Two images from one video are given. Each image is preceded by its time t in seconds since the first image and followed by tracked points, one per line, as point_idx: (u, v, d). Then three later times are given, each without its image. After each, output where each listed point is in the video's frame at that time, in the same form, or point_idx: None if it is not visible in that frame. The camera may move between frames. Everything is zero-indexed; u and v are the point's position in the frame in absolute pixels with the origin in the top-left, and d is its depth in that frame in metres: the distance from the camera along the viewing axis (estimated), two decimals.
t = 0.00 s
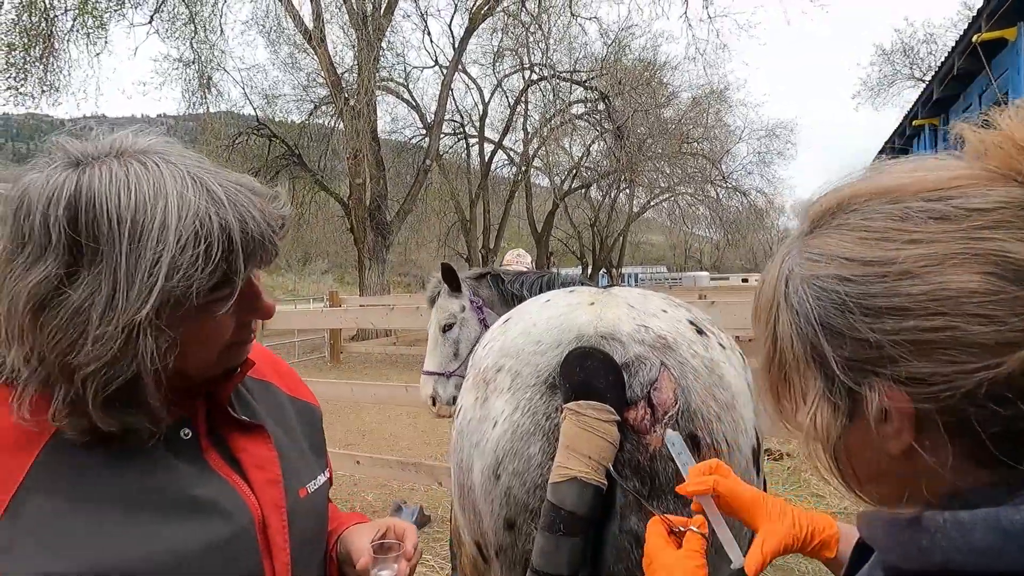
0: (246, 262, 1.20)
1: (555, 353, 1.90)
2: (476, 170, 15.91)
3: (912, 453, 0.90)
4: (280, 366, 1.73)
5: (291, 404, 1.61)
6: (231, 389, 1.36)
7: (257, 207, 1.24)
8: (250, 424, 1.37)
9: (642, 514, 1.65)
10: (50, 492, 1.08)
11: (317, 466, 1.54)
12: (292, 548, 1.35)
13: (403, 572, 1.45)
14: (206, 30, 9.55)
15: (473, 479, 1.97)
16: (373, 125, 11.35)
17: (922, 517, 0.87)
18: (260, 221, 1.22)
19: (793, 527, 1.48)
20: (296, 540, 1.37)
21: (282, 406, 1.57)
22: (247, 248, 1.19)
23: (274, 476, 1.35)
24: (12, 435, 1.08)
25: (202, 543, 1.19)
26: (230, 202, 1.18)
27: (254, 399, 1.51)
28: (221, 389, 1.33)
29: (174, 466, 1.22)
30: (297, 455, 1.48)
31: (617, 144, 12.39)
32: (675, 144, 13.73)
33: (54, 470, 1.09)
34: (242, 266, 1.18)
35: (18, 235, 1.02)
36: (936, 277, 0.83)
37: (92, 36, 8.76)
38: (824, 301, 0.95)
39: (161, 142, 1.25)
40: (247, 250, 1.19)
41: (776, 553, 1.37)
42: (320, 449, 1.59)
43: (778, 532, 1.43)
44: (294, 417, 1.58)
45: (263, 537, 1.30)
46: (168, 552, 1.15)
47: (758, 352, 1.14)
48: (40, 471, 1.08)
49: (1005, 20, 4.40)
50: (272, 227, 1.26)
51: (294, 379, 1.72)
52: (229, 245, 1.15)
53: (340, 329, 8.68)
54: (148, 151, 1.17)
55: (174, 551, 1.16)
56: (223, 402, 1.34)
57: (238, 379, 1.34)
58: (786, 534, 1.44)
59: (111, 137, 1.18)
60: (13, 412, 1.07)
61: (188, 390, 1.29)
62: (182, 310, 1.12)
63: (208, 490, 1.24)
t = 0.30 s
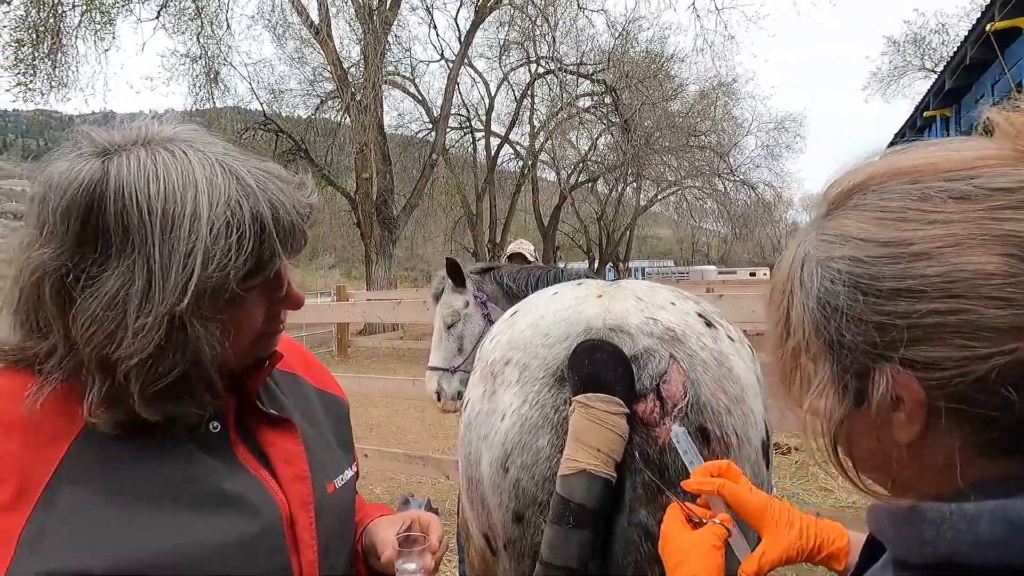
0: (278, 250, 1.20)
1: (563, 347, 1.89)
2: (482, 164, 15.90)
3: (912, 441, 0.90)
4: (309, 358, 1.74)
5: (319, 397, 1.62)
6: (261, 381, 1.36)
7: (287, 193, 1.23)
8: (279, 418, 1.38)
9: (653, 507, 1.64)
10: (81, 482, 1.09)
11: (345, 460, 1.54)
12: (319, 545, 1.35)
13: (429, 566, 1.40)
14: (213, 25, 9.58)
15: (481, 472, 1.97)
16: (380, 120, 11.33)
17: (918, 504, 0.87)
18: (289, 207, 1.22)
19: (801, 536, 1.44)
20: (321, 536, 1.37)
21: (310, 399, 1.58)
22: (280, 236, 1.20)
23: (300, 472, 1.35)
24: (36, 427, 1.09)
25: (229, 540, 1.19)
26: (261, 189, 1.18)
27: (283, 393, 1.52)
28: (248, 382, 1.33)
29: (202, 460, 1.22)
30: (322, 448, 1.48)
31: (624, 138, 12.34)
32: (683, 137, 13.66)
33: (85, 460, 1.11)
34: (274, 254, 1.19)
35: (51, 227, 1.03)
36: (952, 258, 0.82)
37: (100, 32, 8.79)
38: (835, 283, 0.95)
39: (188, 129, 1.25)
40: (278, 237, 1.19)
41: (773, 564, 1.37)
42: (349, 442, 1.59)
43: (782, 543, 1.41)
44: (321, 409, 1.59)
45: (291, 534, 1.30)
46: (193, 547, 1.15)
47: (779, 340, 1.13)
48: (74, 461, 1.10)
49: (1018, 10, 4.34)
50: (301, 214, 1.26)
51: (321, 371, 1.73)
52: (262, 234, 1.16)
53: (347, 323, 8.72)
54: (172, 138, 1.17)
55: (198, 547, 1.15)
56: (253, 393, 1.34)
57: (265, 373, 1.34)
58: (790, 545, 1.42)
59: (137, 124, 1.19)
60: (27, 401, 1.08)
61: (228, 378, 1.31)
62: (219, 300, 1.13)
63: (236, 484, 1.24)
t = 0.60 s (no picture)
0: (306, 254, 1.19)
1: (570, 346, 1.88)
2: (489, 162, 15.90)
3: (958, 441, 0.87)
4: (326, 361, 1.74)
5: (336, 400, 1.62)
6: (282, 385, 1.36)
7: (314, 195, 1.22)
8: (298, 422, 1.37)
9: (663, 508, 1.63)
10: (102, 491, 1.08)
11: (360, 465, 1.53)
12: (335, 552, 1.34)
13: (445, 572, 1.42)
14: (221, 24, 9.62)
15: (489, 471, 1.97)
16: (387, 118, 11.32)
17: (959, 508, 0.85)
18: (317, 209, 1.21)
19: (816, 539, 1.45)
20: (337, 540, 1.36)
21: (327, 403, 1.57)
22: (308, 239, 1.18)
23: (319, 477, 1.34)
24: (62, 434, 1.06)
25: (252, 546, 1.18)
26: (289, 190, 1.17)
27: (301, 397, 1.52)
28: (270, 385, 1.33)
29: (223, 467, 1.21)
30: (339, 452, 1.47)
31: (630, 136, 12.29)
32: (689, 135, 13.60)
33: (107, 467, 1.09)
34: (301, 259, 1.17)
35: (75, 229, 1.02)
36: (1003, 254, 0.81)
37: (109, 31, 8.83)
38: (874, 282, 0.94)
39: (213, 127, 1.24)
40: (306, 241, 1.18)
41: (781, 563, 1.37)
42: (364, 447, 1.59)
43: (794, 542, 1.41)
44: (337, 412, 1.59)
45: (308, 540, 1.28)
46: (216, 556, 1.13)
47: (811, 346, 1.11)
48: (95, 469, 1.08)
49: None
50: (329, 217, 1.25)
51: (338, 373, 1.73)
52: (291, 238, 1.15)
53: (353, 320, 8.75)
54: (197, 137, 1.16)
55: (220, 556, 1.14)
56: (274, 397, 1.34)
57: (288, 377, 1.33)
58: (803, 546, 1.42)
59: (161, 121, 1.18)
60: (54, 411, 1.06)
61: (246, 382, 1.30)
62: (246, 307, 1.12)
63: (255, 491, 1.23)
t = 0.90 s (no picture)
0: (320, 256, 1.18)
1: (573, 345, 1.88)
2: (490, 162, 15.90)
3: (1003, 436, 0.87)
4: (332, 361, 1.74)
5: (343, 401, 1.62)
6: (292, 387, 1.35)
7: (330, 197, 1.21)
8: (304, 426, 1.37)
9: (665, 509, 1.62)
10: (108, 499, 1.07)
11: (367, 468, 1.53)
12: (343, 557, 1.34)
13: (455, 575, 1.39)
14: (222, 23, 9.62)
15: (491, 472, 1.97)
16: (389, 117, 11.32)
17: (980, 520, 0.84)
18: (332, 210, 1.20)
19: (825, 531, 1.43)
20: (345, 543, 1.36)
21: (334, 405, 1.57)
22: (323, 241, 1.17)
23: (328, 481, 1.34)
24: (80, 438, 1.07)
25: (264, 552, 1.17)
26: (304, 191, 1.16)
27: (308, 399, 1.51)
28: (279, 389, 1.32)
29: (231, 473, 1.20)
30: (346, 455, 1.47)
31: (632, 135, 12.28)
32: (691, 134, 13.59)
33: (114, 473, 1.08)
34: (316, 262, 1.17)
35: (87, 230, 1.00)
36: None
37: (111, 31, 8.83)
38: (918, 281, 0.92)
39: (225, 125, 1.22)
40: (323, 243, 1.17)
41: (792, 557, 1.36)
42: (370, 448, 1.59)
43: (804, 532, 1.40)
44: (343, 413, 1.59)
45: (317, 544, 1.29)
46: (225, 564, 1.13)
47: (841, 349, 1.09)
48: (101, 476, 1.07)
49: None
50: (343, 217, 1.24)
51: (344, 374, 1.73)
52: (306, 241, 1.14)
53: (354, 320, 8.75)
54: (209, 136, 1.14)
55: (229, 563, 1.13)
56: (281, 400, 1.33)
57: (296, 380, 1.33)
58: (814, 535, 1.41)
59: (172, 119, 1.16)
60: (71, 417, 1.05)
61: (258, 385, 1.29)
62: (263, 308, 1.11)
63: (263, 497, 1.22)
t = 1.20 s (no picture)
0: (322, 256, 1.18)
1: (570, 346, 1.88)
2: (487, 162, 15.90)
3: None
4: (330, 363, 1.74)
5: (342, 404, 1.61)
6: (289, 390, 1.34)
7: (330, 197, 1.21)
8: (303, 428, 1.36)
9: (663, 510, 1.62)
10: (103, 505, 1.05)
11: (366, 472, 1.53)
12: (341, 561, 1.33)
13: None
14: (218, 23, 9.60)
15: (488, 475, 1.96)
16: (385, 118, 11.31)
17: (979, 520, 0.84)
18: (333, 210, 1.20)
19: (824, 531, 1.44)
20: (343, 547, 1.35)
21: (333, 407, 1.57)
22: (323, 240, 1.17)
23: (327, 486, 1.34)
24: (81, 441, 1.06)
25: (263, 557, 1.16)
26: (304, 190, 1.15)
27: (306, 401, 1.51)
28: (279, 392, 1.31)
29: (228, 476, 1.20)
30: (344, 458, 1.46)
31: (628, 135, 12.29)
32: (688, 135, 13.61)
33: (110, 477, 1.07)
34: (316, 262, 1.16)
35: (87, 231, 0.99)
36: None
37: (107, 31, 8.80)
38: None
39: (224, 125, 1.21)
40: (324, 243, 1.17)
41: (793, 562, 1.34)
42: (369, 452, 1.59)
43: (803, 535, 1.40)
44: (343, 416, 1.58)
45: (315, 550, 1.28)
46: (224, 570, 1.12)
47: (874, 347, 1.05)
48: (97, 480, 1.06)
49: None
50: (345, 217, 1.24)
51: (343, 376, 1.73)
52: (307, 241, 1.14)
53: (351, 321, 8.75)
54: (209, 135, 1.13)
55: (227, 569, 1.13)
56: (279, 403, 1.32)
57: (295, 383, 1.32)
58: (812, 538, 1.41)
59: (171, 117, 1.15)
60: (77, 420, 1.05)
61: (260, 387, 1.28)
62: (263, 309, 1.10)
63: (262, 501, 1.21)
